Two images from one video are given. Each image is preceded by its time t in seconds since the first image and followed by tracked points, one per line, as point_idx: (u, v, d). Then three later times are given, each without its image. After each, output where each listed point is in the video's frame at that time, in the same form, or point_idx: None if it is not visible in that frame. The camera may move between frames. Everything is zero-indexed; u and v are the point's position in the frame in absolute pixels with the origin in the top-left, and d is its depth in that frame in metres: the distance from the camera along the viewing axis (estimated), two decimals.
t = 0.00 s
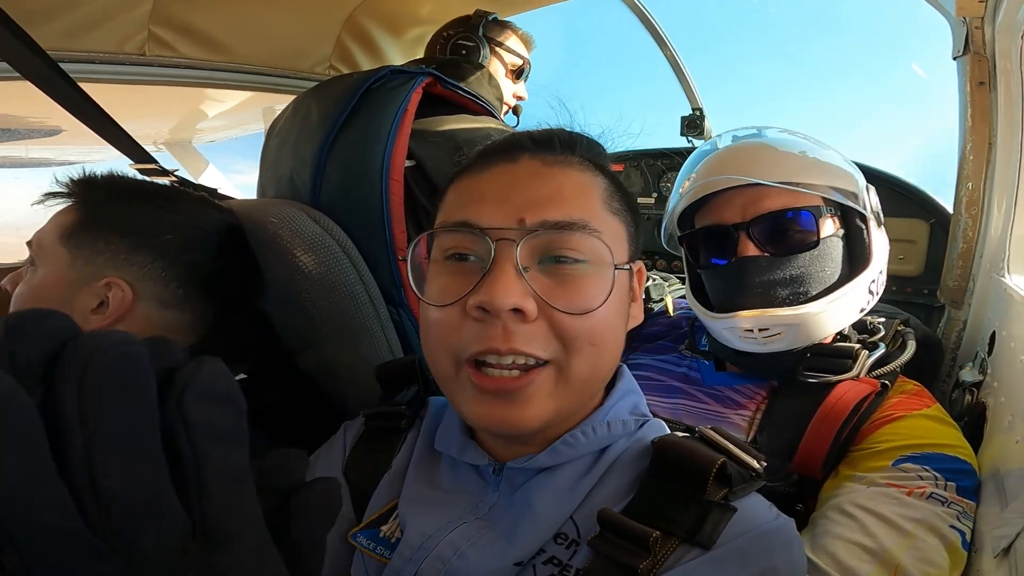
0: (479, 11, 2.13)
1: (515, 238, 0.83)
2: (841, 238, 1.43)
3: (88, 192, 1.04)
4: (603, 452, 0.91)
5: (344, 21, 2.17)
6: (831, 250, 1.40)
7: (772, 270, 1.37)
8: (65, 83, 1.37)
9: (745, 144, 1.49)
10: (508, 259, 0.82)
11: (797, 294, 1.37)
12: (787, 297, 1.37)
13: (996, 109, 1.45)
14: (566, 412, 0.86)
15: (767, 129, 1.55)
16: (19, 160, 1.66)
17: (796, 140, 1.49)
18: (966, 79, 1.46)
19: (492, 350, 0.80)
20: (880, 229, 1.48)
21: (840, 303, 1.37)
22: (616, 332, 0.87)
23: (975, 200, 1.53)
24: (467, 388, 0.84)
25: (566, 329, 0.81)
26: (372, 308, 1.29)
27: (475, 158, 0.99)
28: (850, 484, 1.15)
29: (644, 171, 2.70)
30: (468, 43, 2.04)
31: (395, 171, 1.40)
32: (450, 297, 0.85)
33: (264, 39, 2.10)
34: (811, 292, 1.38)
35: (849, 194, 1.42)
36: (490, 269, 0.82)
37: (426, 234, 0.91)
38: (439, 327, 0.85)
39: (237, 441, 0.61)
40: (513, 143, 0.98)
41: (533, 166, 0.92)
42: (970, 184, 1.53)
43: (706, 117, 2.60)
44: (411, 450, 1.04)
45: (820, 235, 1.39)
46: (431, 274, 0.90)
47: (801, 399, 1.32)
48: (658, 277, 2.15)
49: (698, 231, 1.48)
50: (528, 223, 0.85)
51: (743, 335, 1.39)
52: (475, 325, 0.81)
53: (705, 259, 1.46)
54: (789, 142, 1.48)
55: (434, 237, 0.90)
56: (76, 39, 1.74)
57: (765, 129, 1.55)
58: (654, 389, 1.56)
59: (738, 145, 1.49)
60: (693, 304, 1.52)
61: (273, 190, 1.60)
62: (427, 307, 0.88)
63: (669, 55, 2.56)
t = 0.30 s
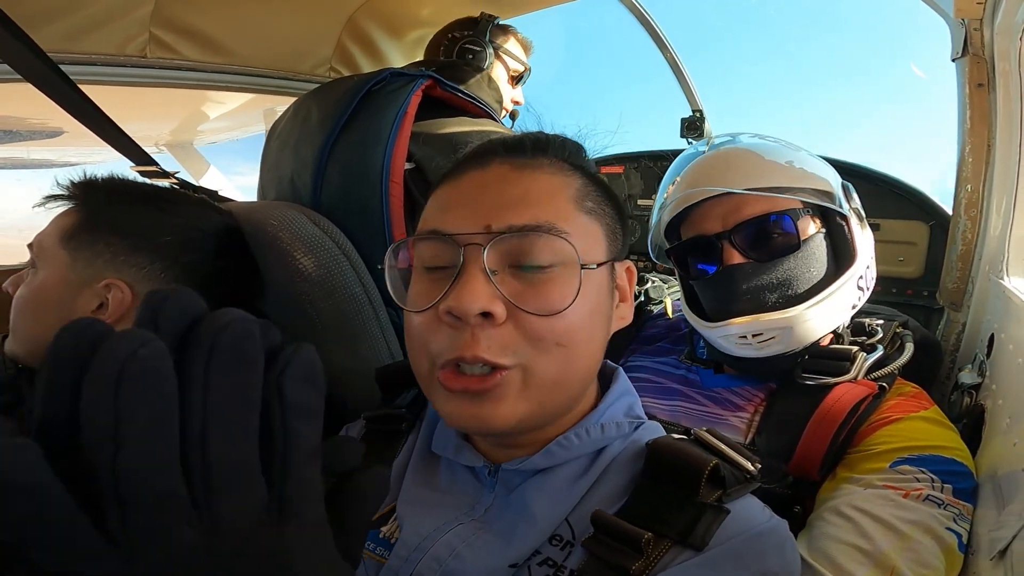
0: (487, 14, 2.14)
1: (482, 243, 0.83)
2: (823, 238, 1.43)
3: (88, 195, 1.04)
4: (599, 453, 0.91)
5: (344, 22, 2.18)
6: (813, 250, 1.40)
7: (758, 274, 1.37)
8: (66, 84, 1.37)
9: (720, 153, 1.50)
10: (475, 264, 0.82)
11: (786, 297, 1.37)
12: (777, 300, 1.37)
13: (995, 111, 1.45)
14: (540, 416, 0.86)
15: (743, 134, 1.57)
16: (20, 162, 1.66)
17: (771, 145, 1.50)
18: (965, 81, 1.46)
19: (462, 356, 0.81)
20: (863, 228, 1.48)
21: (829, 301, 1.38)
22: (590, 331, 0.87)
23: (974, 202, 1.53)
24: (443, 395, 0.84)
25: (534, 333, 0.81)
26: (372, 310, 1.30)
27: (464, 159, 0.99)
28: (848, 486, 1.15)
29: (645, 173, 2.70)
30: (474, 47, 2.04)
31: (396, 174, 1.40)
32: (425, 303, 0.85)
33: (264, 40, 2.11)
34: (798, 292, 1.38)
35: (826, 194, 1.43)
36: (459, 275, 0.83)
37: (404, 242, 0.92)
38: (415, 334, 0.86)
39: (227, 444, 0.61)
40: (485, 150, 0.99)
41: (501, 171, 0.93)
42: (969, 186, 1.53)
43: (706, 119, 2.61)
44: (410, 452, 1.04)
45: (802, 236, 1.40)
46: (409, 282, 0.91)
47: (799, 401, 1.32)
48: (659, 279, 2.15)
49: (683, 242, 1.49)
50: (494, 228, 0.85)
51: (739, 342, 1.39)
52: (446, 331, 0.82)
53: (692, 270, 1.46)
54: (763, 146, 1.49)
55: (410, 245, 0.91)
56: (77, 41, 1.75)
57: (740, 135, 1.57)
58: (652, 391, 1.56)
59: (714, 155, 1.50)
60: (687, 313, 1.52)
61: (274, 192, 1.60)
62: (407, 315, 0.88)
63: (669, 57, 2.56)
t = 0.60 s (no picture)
0: (489, 15, 2.14)
1: (521, 245, 0.84)
2: (827, 240, 1.43)
3: (88, 196, 1.04)
4: (595, 452, 0.91)
5: (345, 23, 2.18)
6: (816, 252, 1.41)
7: (759, 274, 1.38)
8: (67, 84, 1.37)
9: (726, 152, 1.50)
10: (515, 265, 0.82)
11: (787, 297, 1.37)
12: (778, 301, 1.37)
13: (996, 112, 1.45)
14: (570, 415, 0.88)
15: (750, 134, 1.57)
16: (22, 162, 1.67)
17: (777, 146, 1.50)
18: (966, 82, 1.46)
19: (503, 358, 0.80)
20: (867, 230, 1.49)
21: (830, 301, 1.38)
22: (614, 334, 0.89)
23: (975, 203, 1.53)
24: (476, 397, 0.84)
25: (572, 335, 0.83)
26: (372, 309, 1.30)
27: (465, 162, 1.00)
28: (847, 487, 1.15)
29: (645, 173, 2.70)
30: (478, 49, 2.04)
31: (397, 174, 1.41)
32: (456, 305, 0.84)
33: (266, 41, 2.11)
34: (799, 293, 1.38)
35: (831, 195, 1.43)
36: (498, 276, 0.82)
37: (425, 243, 0.90)
38: (444, 336, 0.84)
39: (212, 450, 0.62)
40: (496, 149, 0.99)
41: (530, 173, 0.92)
42: (970, 187, 1.53)
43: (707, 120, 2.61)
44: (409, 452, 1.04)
45: (806, 237, 1.40)
46: (429, 283, 0.89)
47: (799, 402, 1.32)
48: (660, 280, 2.15)
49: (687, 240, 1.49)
50: (533, 229, 0.85)
51: (737, 340, 1.39)
52: (485, 332, 0.81)
53: (695, 267, 1.46)
54: (770, 146, 1.49)
55: (436, 244, 0.89)
56: (78, 42, 1.75)
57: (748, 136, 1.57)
58: (653, 392, 1.56)
59: (719, 155, 1.50)
60: (687, 310, 1.52)
61: (275, 193, 1.60)
62: (430, 315, 0.86)
63: (670, 57, 2.56)
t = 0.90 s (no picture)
0: (490, 14, 2.14)
1: (531, 253, 0.83)
2: (834, 241, 1.43)
3: (85, 193, 1.03)
4: (597, 451, 0.91)
5: (346, 22, 2.18)
6: (823, 252, 1.41)
7: (764, 273, 1.38)
8: (69, 82, 1.36)
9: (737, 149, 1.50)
10: (524, 274, 0.82)
11: (791, 297, 1.38)
12: (782, 300, 1.38)
13: (997, 112, 1.45)
14: (578, 420, 0.88)
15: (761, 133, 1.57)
16: (22, 160, 1.66)
17: (788, 144, 1.49)
18: (967, 82, 1.47)
19: (513, 369, 0.80)
20: (873, 231, 1.49)
21: (836, 301, 1.38)
22: (623, 339, 0.90)
23: (975, 202, 1.54)
24: (483, 402, 0.83)
25: (582, 342, 0.84)
26: (373, 308, 1.31)
27: (464, 162, 1.00)
28: (848, 486, 1.15)
29: (645, 173, 2.70)
30: (479, 48, 2.04)
31: (398, 173, 1.41)
32: (463, 312, 0.84)
33: (267, 41, 2.11)
34: (804, 292, 1.38)
35: (839, 196, 1.42)
36: (507, 285, 0.82)
37: (428, 250, 0.90)
38: (450, 344, 0.84)
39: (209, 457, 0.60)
40: (499, 148, 0.98)
41: (536, 175, 0.92)
42: (971, 187, 1.54)
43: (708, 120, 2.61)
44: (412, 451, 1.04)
45: (813, 237, 1.40)
46: (431, 289, 0.89)
47: (800, 401, 1.33)
48: (660, 279, 2.15)
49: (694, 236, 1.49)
50: (542, 237, 0.85)
51: (739, 338, 1.39)
52: (493, 342, 0.81)
53: (702, 263, 1.47)
54: (780, 144, 1.49)
55: (440, 250, 0.88)
56: (80, 41, 1.75)
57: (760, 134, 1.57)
58: (654, 391, 1.56)
59: (728, 152, 1.50)
60: (692, 307, 1.52)
61: (276, 191, 1.60)
62: (432, 324, 0.86)
63: (671, 57, 2.56)
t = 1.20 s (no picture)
0: (490, 15, 2.14)
1: (465, 262, 0.83)
2: (834, 248, 1.43)
3: (80, 193, 1.06)
4: (597, 452, 0.91)
5: (345, 22, 2.18)
6: (822, 259, 1.41)
7: (760, 280, 1.39)
8: (68, 82, 1.36)
9: (740, 150, 1.49)
10: (457, 284, 0.83)
11: (788, 304, 1.38)
12: (778, 306, 1.38)
13: (995, 113, 1.45)
14: (521, 433, 0.86)
15: (767, 133, 1.56)
16: (21, 160, 1.64)
17: (792, 147, 1.48)
18: (966, 83, 1.47)
19: (438, 375, 0.82)
20: (876, 233, 1.49)
21: (832, 308, 1.38)
22: (572, 355, 0.85)
23: (974, 203, 1.54)
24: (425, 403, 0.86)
25: (512, 357, 0.81)
26: (373, 308, 1.29)
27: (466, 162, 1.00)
28: (846, 485, 1.15)
29: (644, 173, 2.71)
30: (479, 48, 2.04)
31: (398, 172, 1.41)
32: (411, 315, 0.87)
33: (267, 40, 2.11)
34: (800, 300, 1.39)
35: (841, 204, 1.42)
36: (441, 293, 0.84)
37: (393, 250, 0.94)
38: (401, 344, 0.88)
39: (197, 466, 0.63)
40: (502, 148, 0.98)
41: (496, 178, 0.92)
42: (969, 187, 1.54)
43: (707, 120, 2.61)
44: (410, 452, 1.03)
45: (813, 243, 1.40)
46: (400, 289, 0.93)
47: (798, 401, 1.33)
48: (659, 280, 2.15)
49: (695, 237, 1.49)
50: (478, 246, 0.84)
51: (733, 341, 1.40)
52: (427, 346, 0.83)
53: (700, 265, 1.47)
54: (784, 147, 1.48)
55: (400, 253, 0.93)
56: (80, 41, 1.75)
57: (765, 134, 1.56)
58: (652, 391, 1.56)
59: (733, 153, 1.49)
60: (691, 309, 1.53)
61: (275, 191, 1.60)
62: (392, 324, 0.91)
63: (670, 57, 2.57)
